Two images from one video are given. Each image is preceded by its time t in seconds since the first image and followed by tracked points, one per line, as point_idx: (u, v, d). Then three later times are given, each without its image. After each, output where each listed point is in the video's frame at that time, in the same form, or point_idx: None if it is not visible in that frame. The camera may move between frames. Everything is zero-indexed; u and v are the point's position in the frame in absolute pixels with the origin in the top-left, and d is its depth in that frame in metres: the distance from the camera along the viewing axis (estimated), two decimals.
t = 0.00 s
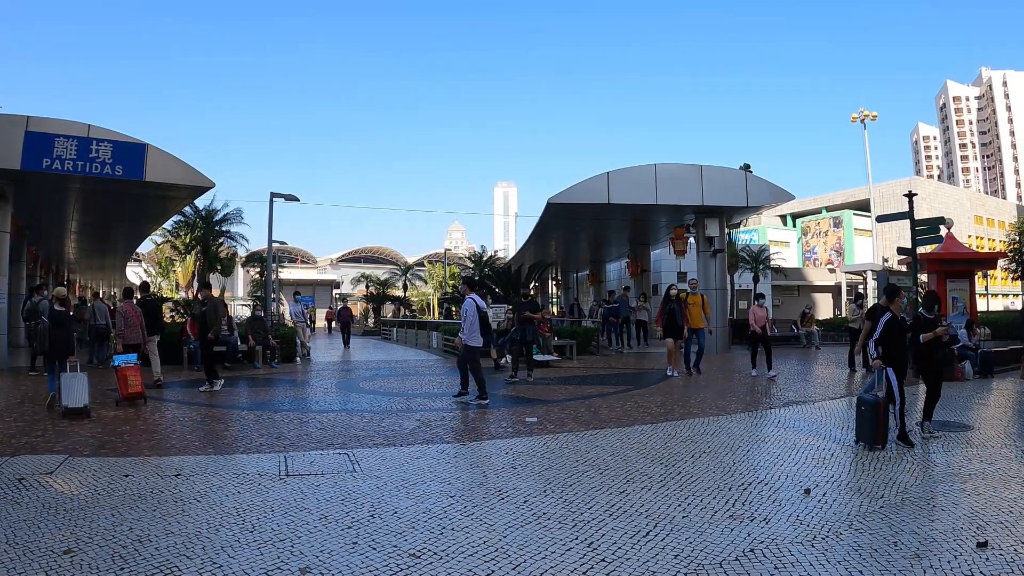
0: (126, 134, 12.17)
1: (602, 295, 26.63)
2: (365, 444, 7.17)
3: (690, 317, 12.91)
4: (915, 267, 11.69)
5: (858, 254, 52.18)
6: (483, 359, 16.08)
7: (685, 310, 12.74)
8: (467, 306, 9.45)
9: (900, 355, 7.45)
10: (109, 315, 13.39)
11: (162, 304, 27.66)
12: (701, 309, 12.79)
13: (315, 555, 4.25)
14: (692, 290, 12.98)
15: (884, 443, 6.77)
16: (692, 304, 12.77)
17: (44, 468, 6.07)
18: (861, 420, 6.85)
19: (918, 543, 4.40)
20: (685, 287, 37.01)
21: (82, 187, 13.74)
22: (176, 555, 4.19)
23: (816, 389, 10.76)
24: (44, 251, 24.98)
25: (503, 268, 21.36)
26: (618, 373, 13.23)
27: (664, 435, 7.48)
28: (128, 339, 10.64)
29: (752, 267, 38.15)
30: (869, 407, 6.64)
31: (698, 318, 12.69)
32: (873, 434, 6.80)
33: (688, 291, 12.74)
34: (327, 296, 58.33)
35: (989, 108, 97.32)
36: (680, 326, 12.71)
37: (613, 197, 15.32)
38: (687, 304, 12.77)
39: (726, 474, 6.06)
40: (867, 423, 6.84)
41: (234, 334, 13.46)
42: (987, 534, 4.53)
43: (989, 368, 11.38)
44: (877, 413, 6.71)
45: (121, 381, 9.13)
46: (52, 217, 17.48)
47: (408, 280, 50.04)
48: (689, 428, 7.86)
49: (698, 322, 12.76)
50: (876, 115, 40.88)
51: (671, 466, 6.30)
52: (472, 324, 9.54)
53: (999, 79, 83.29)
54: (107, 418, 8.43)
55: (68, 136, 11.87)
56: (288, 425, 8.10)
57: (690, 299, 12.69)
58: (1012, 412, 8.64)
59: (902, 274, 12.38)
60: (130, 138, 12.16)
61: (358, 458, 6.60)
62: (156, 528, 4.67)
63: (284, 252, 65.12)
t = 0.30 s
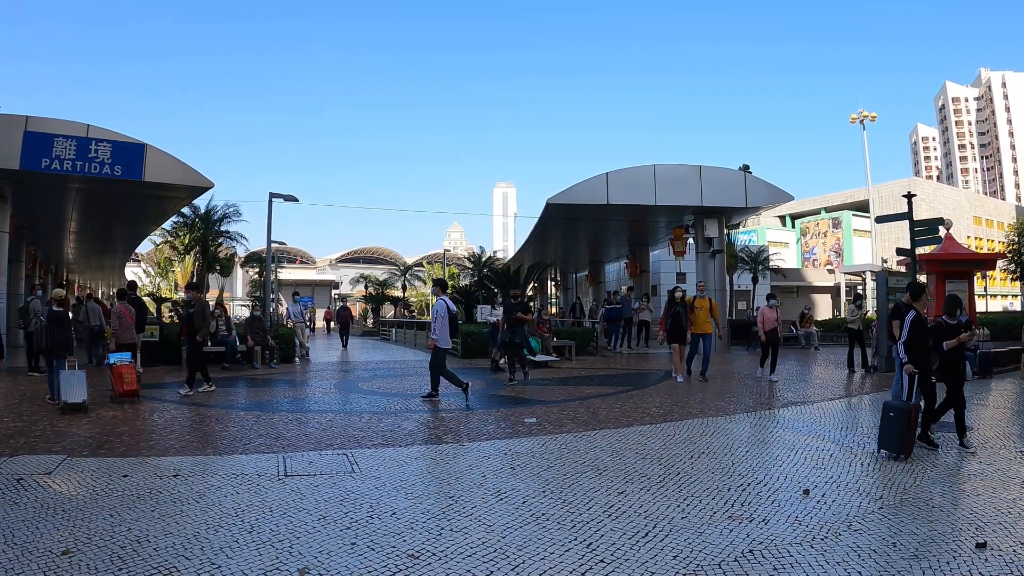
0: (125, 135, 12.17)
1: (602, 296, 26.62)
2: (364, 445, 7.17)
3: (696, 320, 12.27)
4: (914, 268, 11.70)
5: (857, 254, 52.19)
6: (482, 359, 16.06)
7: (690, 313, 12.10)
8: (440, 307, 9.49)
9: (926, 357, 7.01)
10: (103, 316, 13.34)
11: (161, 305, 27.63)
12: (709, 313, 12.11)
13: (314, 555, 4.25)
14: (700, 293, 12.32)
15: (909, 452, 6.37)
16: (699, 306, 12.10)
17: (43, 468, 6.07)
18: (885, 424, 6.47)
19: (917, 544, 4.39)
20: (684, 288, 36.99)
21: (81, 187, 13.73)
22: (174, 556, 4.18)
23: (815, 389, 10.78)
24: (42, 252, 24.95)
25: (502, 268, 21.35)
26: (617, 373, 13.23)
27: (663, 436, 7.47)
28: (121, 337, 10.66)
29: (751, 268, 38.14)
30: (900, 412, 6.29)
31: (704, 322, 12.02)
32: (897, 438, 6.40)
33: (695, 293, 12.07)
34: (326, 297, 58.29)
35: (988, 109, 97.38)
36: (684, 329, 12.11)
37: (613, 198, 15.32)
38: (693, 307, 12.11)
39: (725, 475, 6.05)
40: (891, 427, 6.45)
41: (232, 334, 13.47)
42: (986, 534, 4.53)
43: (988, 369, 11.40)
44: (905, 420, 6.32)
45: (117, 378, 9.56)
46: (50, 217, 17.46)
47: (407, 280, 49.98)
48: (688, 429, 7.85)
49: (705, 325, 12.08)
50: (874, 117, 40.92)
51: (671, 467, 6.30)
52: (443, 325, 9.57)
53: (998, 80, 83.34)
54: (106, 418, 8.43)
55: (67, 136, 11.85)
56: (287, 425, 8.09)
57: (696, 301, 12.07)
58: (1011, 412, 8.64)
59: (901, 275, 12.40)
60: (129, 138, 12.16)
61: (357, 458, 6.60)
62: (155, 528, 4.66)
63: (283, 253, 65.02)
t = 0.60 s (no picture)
0: (124, 134, 12.16)
1: (601, 296, 26.68)
2: (363, 445, 7.17)
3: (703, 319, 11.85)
4: (913, 268, 11.72)
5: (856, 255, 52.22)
6: (481, 359, 16.06)
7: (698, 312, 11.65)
8: (415, 303, 9.51)
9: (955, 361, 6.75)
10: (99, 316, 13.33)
11: (161, 305, 27.62)
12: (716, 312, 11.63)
13: (313, 555, 4.25)
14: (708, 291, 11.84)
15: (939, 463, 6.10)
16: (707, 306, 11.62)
17: (42, 468, 6.07)
18: (914, 432, 6.19)
19: (916, 544, 4.40)
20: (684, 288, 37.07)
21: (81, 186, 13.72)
22: (173, 556, 4.18)
23: (812, 390, 10.79)
24: (42, 251, 24.94)
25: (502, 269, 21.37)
26: (617, 374, 13.24)
27: (663, 437, 7.48)
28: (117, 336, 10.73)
29: (750, 268, 38.17)
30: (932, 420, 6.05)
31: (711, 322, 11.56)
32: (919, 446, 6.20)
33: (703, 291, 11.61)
34: (325, 297, 58.31)
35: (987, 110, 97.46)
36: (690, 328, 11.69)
37: (612, 198, 15.32)
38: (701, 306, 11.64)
39: (724, 475, 6.05)
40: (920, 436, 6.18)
41: (232, 334, 13.48)
42: (985, 535, 4.54)
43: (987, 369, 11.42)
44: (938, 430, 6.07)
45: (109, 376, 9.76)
46: (49, 217, 17.43)
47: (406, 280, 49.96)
48: (687, 429, 7.86)
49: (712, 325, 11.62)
50: (874, 117, 40.92)
51: (670, 467, 6.31)
52: (418, 324, 9.65)
53: (997, 80, 83.42)
54: (105, 418, 8.43)
55: (66, 135, 11.84)
56: (287, 425, 8.11)
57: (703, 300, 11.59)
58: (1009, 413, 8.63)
59: (900, 276, 12.41)
60: (128, 138, 12.15)
61: (356, 459, 6.61)
62: (154, 528, 4.66)
63: (283, 253, 65.01)
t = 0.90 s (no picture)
0: (123, 134, 12.15)
1: (600, 296, 26.70)
2: (362, 445, 7.18)
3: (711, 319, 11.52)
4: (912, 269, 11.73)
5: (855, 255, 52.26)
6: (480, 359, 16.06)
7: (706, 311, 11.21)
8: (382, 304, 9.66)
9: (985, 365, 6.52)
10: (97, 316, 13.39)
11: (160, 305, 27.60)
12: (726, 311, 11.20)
13: (312, 555, 4.25)
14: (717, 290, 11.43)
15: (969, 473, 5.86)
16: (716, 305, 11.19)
17: (41, 468, 6.06)
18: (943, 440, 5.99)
19: (916, 544, 4.40)
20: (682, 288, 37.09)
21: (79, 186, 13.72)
22: (172, 556, 4.17)
23: (811, 390, 10.80)
24: (41, 251, 24.93)
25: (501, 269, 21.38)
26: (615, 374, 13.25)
27: (662, 437, 7.49)
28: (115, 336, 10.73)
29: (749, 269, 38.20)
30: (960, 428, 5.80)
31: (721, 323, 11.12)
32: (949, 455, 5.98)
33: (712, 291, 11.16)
34: (325, 297, 58.33)
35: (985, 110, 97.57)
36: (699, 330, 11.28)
37: (612, 198, 15.32)
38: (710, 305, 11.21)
39: (723, 476, 6.05)
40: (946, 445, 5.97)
41: (232, 333, 13.46)
42: (985, 535, 4.54)
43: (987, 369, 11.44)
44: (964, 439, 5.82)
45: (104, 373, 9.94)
46: (48, 217, 17.41)
47: (405, 280, 49.99)
48: (687, 430, 7.86)
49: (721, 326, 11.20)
50: (873, 117, 40.95)
51: (669, 467, 6.31)
52: (386, 323, 9.76)
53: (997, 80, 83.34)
54: (104, 418, 8.44)
55: (66, 135, 11.83)
56: (286, 425, 8.11)
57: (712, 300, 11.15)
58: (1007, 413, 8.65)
59: (899, 276, 12.42)
60: (127, 138, 12.15)
61: (355, 459, 6.61)
62: (153, 528, 4.66)
63: (282, 253, 64.98)
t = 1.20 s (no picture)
0: (122, 134, 12.15)
1: (599, 296, 26.71)
2: (361, 445, 7.17)
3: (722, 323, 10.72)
4: (911, 269, 11.73)
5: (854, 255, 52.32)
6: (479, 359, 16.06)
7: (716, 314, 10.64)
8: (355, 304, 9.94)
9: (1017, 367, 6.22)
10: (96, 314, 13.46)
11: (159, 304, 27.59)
12: (736, 315, 10.57)
13: (311, 555, 4.24)
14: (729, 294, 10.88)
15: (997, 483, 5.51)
16: (726, 308, 10.59)
17: (39, 468, 6.05)
18: (970, 451, 5.63)
19: (915, 544, 4.40)
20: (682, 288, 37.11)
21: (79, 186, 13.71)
22: (170, 556, 4.17)
23: (809, 390, 10.81)
24: (41, 251, 24.92)
25: (500, 269, 21.40)
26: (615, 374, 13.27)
27: (661, 437, 7.49)
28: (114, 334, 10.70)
29: (748, 269, 38.24)
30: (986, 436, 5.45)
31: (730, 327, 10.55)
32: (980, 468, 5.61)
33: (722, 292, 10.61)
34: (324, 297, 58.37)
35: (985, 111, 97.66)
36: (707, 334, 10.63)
37: (611, 198, 15.32)
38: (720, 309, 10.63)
39: (722, 476, 6.05)
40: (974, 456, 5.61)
41: (231, 333, 13.46)
42: (984, 536, 4.54)
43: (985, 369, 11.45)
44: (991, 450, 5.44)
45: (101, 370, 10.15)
46: (48, 216, 17.40)
47: (404, 280, 50.02)
48: (686, 430, 7.87)
49: (731, 330, 10.54)
50: (872, 117, 40.98)
51: (668, 467, 6.31)
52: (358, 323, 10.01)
53: (996, 80, 83.42)
54: (104, 418, 8.42)
55: (65, 135, 11.82)
56: (287, 425, 8.11)
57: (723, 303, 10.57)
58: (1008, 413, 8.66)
59: (898, 276, 12.42)
60: (126, 137, 12.14)
61: (354, 458, 6.60)
62: (152, 528, 4.65)
63: (281, 253, 64.99)
